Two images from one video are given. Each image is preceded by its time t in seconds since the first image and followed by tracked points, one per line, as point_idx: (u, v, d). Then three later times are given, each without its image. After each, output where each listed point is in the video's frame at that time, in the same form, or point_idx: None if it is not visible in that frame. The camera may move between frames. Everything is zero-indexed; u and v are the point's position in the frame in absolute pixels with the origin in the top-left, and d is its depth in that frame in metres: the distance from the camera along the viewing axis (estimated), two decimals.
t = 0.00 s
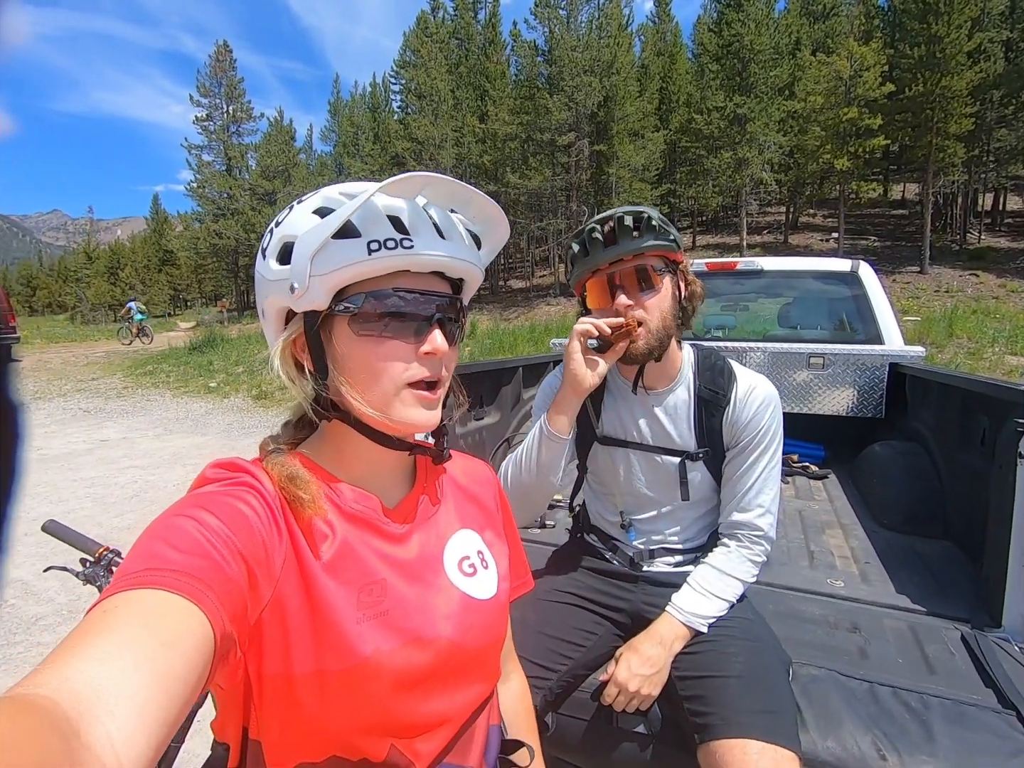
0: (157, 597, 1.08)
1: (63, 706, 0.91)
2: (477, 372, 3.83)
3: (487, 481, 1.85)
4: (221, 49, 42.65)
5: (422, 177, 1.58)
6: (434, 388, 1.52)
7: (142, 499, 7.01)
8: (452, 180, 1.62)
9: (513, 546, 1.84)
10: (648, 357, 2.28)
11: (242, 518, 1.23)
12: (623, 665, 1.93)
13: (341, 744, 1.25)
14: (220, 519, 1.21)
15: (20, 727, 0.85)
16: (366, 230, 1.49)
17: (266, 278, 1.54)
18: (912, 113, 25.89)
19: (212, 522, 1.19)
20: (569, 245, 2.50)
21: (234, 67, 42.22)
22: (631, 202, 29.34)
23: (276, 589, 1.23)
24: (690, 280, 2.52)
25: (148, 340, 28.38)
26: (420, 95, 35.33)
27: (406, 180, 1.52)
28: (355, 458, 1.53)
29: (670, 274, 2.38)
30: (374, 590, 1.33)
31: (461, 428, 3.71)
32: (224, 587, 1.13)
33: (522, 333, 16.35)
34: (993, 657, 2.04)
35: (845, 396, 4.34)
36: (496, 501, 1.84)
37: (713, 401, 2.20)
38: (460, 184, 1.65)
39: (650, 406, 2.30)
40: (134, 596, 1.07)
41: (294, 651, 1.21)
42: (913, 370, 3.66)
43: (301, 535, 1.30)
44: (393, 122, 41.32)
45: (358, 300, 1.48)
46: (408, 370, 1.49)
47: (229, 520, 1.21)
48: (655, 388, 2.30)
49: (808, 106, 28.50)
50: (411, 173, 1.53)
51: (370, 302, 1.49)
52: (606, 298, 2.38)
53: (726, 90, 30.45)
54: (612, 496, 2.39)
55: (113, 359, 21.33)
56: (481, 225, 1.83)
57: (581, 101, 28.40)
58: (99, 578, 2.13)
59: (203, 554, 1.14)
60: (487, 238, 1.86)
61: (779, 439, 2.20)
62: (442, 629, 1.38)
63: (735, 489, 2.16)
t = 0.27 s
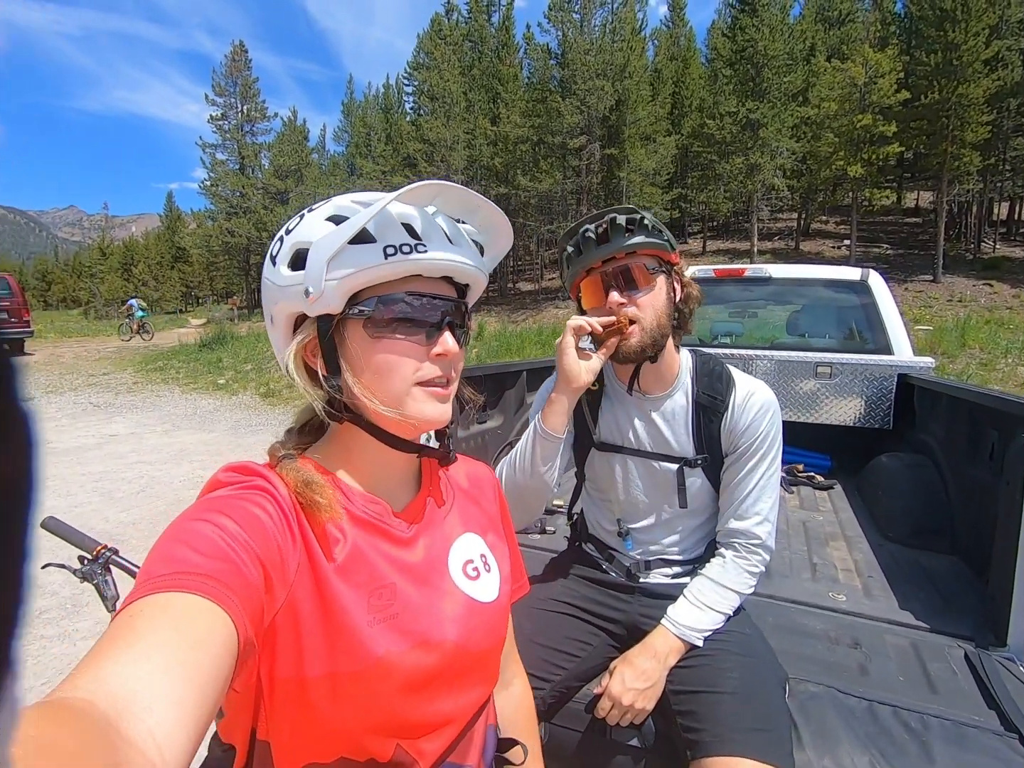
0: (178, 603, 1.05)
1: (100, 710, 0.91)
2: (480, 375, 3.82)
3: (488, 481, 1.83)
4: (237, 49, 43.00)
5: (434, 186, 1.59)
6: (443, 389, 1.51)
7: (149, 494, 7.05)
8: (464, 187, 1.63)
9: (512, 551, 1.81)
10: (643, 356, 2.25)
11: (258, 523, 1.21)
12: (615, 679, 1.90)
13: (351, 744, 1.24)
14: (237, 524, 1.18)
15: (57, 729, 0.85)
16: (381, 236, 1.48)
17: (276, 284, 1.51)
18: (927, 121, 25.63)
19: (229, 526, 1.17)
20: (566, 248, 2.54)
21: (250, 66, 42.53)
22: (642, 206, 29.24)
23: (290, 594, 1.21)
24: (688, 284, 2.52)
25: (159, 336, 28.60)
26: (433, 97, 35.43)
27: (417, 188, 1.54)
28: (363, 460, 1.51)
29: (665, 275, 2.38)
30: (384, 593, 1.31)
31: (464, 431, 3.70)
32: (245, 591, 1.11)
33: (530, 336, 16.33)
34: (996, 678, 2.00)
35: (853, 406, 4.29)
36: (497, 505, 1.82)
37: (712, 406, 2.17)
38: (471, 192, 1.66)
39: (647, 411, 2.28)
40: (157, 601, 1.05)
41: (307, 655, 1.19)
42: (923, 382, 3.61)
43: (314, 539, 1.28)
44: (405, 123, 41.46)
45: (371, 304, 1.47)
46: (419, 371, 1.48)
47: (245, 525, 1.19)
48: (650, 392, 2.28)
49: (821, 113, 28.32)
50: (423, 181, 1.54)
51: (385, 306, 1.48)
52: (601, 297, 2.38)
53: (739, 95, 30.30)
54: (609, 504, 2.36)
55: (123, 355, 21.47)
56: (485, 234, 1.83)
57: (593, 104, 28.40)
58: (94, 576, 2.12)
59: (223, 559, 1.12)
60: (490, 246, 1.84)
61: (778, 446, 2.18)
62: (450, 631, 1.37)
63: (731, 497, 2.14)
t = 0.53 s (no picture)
0: (157, 612, 1.02)
1: (67, 722, 0.87)
2: (483, 381, 3.78)
3: (484, 490, 1.78)
4: (258, 49, 43.43)
5: (446, 198, 1.58)
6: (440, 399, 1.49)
7: (150, 487, 7.05)
8: (475, 201, 1.62)
9: (506, 561, 1.78)
10: (646, 373, 2.22)
11: (245, 530, 1.17)
12: (605, 699, 1.86)
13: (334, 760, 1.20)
14: (223, 530, 1.15)
15: (23, 745, 0.81)
16: (389, 243, 1.46)
17: (277, 281, 1.47)
18: (945, 140, 25.43)
19: (215, 533, 1.13)
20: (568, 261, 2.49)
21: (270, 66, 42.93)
22: (654, 216, 29.18)
23: (275, 604, 1.17)
24: (692, 301, 2.47)
25: (169, 330, 28.79)
26: (449, 101, 35.60)
27: (434, 200, 1.52)
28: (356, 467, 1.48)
29: (669, 292, 2.33)
30: (371, 604, 1.27)
31: (464, 437, 3.66)
32: (226, 601, 1.08)
33: (537, 342, 16.31)
34: (1000, 714, 1.94)
35: (860, 425, 4.22)
36: (494, 516, 1.78)
37: (711, 424, 2.13)
38: (482, 207, 1.65)
39: (646, 427, 2.23)
40: (135, 609, 1.01)
41: (288, 667, 1.15)
42: (932, 404, 3.55)
43: (302, 547, 1.25)
44: (421, 126, 41.65)
45: (373, 308, 1.44)
46: (417, 380, 1.45)
47: (231, 531, 1.16)
48: (649, 409, 2.25)
49: (838, 129, 28.20)
50: (436, 191, 1.52)
51: (388, 310, 1.45)
52: (603, 313, 2.34)
53: (756, 109, 30.25)
54: (605, 519, 2.32)
55: (133, 347, 21.60)
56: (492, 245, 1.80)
57: (609, 113, 28.45)
58: (83, 572, 2.08)
59: (206, 567, 1.08)
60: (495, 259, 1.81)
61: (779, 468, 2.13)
62: (437, 646, 1.33)
63: (729, 518, 2.09)
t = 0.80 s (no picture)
0: (161, 600, 1.01)
1: (64, 709, 0.87)
2: (488, 378, 3.77)
3: (488, 488, 1.78)
4: (267, 46, 43.56)
5: (451, 198, 1.57)
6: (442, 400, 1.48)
7: (157, 481, 7.07)
8: (480, 201, 1.61)
9: (508, 556, 1.77)
10: (651, 375, 2.19)
11: (249, 520, 1.17)
12: (607, 697, 1.85)
13: (338, 751, 1.20)
14: (227, 520, 1.15)
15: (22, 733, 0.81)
16: (393, 243, 1.46)
17: (277, 276, 1.47)
18: (957, 140, 25.21)
19: (220, 523, 1.13)
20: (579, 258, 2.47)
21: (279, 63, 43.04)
22: (662, 215, 29.07)
23: (279, 596, 1.16)
24: (702, 304, 2.45)
25: (177, 325, 28.93)
26: (458, 99, 35.66)
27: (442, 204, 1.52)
28: (358, 460, 1.47)
29: (679, 294, 2.31)
30: (375, 597, 1.28)
31: (468, 434, 3.66)
32: (227, 590, 1.07)
33: (543, 341, 16.29)
34: (1006, 720, 1.92)
35: (867, 427, 4.19)
36: (497, 513, 1.78)
37: (715, 426, 2.11)
38: (488, 207, 1.65)
39: (650, 428, 2.22)
40: (138, 596, 1.01)
41: (291, 656, 1.15)
42: (941, 407, 3.52)
43: (308, 540, 1.25)
44: (429, 124, 41.63)
45: (375, 310, 1.43)
46: (420, 380, 1.45)
47: (236, 522, 1.15)
48: (656, 408, 2.23)
49: (848, 128, 28.02)
50: (443, 193, 1.51)
51: (392, 309, 1.45)
52: (611, 312, 2.32)
53: (766, 108, 30.11)
54: (608, 518, 2.31)
55: (141, 342, 21.73)
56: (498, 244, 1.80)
57: (617, 112, 28.38)
58: (89, 563, 2.07)
59: (210, 558, 1.08)
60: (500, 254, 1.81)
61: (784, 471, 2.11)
62: (440, 639, 1.32)
63: (734, 521, 2.08)
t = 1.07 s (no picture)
0: (161, 586, 1.01)
1: (62, 694, 0.87)
2: (492, 376, 3.76)
3: (485, 484, 1.78)
4: (274, 46, 43.71)
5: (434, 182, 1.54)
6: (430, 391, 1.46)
7: (163, 478, 7.10)
8: (465, 186, 1.57)
9: (504, 552, 1.77)
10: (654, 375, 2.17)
11: (249, 507, 1.17)
12: (607, 692, 1.84)
13: (336, 739, 1.20)
14: (227, 507, 1.14)
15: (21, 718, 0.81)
16: (373, 231, 1.44)
17: (277, 267, 1.50)
18: (966, 141, 24.98)
19: (220, 511, 1.13)
20: (594, 248, 2.42)
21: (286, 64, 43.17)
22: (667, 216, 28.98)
23: (278, 584, 1.16)
24: (712, 306, 2.43)
25: (184, 325, 29.06)
26: (463, 99, 35.70)
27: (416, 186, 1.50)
28: (354, 453, 1.46)
29: (694, 293, 2.29)
30: (376, 587, 1.28)
31: (472, 432, 3.66)
32: (227, 576, 1.07)
33: (547, 341, 16.27)
34: (1012, 720, 1.91)
35: (874, 427, 4.17)
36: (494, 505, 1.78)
37: (720, 424, 2.10)
38: (473, 193, 1.60)
39: (654, 426, 2.22)
40: (137, 581, 1.01)
41: (290, 644, 1.15)
42: (949, 406, 3.49)
43: (307, 528, 1.25)
44: (435, 124, 41.65)
45: (360, 300, 1.43)
46: (407, 371, 1.44)
47: (236, 509, 1.15)
48: (660, 406, 2.21)
49: (856, 128, 27.84)
50: (419, 176, 1.47)
51: (376, 299, 1.44)
52: (623, 307, 2.26)
53: (773, 108, 29.97)
54: (612, 514, 2.30)
55: (149, 341, 21.82)
56: (493, 229, 1.76)
57: (623, 112, 28.33)
58: (95, 556, 2.07)
59: (210, 545, 1.08)
60: (498, 243, 1.78)
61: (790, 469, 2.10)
62: (438, 629, 1.33)
63: (739, 519, 2.07)
